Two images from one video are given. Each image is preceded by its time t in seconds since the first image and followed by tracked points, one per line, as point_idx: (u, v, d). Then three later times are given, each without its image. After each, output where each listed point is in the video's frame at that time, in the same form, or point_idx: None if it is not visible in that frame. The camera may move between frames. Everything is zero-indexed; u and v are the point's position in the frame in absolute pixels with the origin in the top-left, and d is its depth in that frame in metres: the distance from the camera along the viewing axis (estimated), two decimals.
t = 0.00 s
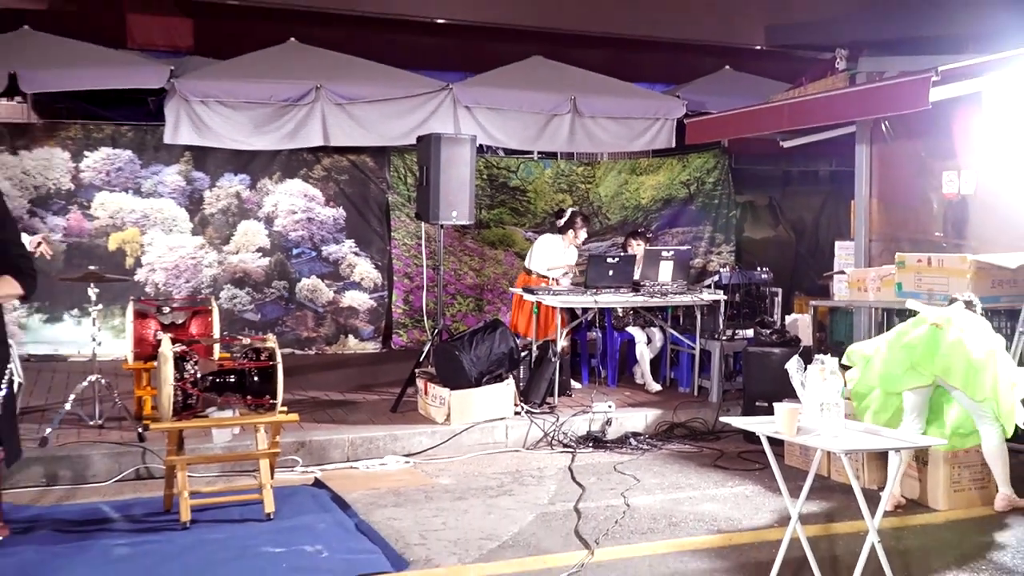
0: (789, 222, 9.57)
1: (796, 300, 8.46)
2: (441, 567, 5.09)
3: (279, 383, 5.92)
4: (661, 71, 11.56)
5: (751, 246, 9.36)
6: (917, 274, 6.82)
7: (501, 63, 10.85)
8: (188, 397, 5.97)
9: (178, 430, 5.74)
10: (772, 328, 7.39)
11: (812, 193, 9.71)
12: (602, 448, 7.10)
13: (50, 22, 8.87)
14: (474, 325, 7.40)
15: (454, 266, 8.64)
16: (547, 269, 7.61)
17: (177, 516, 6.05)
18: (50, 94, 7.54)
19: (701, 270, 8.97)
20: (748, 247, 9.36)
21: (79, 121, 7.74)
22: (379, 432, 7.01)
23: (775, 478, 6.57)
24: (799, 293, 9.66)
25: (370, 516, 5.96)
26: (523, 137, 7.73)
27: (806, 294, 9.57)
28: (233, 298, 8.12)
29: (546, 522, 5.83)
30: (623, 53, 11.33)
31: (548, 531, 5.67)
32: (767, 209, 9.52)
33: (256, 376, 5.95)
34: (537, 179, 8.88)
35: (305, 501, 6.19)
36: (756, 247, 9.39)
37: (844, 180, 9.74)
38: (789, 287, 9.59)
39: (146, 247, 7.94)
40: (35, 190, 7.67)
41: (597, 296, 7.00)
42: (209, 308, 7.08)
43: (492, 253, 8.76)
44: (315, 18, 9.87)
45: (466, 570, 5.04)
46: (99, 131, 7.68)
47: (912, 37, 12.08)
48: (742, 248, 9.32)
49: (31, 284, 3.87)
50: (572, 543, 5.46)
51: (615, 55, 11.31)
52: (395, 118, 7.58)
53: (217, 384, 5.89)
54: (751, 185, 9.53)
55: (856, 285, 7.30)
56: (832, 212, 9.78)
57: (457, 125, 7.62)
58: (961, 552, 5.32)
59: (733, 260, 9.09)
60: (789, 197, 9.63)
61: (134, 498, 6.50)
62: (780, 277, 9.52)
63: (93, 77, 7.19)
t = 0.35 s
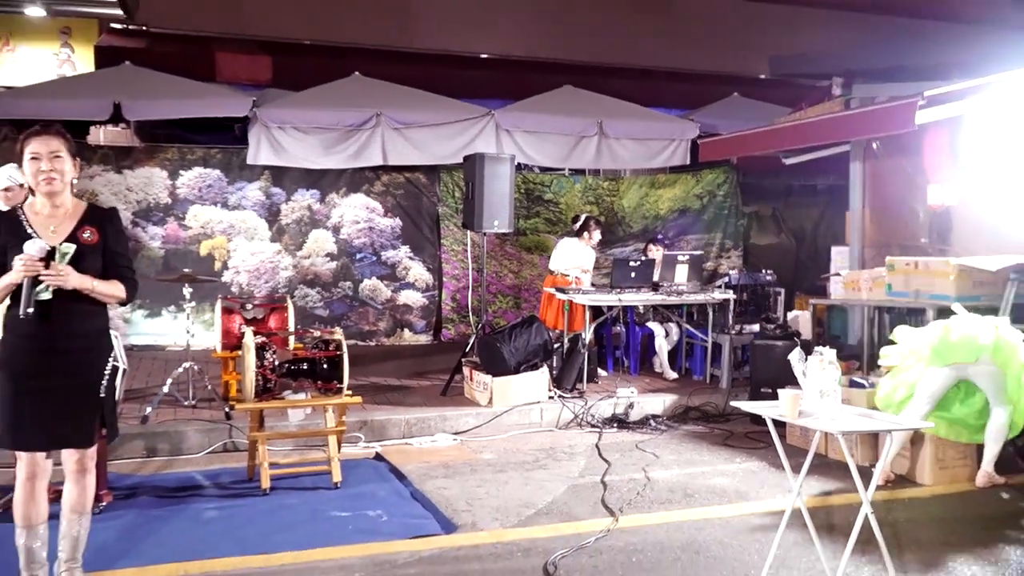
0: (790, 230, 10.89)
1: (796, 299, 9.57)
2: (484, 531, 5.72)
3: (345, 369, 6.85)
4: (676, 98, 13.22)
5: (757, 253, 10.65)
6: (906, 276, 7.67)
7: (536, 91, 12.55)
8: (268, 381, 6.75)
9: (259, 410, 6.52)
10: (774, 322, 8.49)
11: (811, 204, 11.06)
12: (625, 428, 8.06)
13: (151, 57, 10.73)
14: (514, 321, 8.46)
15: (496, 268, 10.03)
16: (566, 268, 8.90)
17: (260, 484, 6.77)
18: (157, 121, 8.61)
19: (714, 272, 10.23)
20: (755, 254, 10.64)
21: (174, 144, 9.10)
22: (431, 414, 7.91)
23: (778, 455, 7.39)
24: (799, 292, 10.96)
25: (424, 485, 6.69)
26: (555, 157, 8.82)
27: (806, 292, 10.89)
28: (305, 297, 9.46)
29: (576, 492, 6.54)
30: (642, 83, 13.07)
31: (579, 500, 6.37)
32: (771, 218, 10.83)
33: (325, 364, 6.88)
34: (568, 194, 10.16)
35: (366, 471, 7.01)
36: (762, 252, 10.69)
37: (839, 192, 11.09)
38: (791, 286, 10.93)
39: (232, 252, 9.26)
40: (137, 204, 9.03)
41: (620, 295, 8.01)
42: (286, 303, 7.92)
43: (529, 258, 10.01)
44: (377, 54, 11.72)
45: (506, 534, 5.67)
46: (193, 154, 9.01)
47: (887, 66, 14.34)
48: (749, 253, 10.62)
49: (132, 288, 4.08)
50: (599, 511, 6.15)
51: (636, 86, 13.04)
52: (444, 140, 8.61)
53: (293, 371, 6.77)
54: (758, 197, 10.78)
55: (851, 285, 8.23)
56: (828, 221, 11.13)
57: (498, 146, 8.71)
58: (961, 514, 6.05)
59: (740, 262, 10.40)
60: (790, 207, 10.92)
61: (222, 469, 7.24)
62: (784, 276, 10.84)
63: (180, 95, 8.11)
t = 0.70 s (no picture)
0: (821, 232, 11.29)
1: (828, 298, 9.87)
2: (526, 518, 5.72)
3: (395, 364, 6.95)
4: (709, 107, 13.68)
5: (789, 255, 11.06)
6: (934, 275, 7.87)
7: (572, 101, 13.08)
8: (323, 375, 6.88)
9: (315, 401, 6.77)
10: (803, 321, 8.87)
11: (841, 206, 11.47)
12: (661, 421, 8.38)
13: (214, 74, 11.61)
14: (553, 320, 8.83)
15: (537, 269, 10.69)
16: (608, 270, 9.24)
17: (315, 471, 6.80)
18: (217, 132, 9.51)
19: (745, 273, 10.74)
20: (786, 257, 11.06)
21: (237, 155, 9.96)
22: (475, 406, 8.23)
23: (809, 449, 7.51)
24: (830, 291, 11.32)
25: (469, 474, 6.78)
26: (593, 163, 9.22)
27: (837, 292, 11.25)
28: (357, 296, 10.36)
29: (614, 482, 6.56)
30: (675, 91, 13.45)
31: (615, 489, 6.39)
32: (803, 220, 11.23)
33: (377, 359, 6.97)
34: (605, 199, 10.74)
35: (414, 461, 7.11)
36: (793, 254, 11.11)
37: (870, 195, 11.47)
38: (822, 285, 11.31)
39: (289, 255, 10.21)
40: (204, 209, 9.91)
41: (655, 295, 8.38)
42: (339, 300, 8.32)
43: (567, 260, 10.59)
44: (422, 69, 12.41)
45: (546, 522, 5.66)
46: (254, 163, 9.88)
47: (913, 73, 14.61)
48: (782, 255, 11.03)
49: (201, 292, 4.50)
50: (635, 502, 6.11)
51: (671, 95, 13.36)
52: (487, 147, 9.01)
53: (345, 364, 6.88)
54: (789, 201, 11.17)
55: (879, 285, 8.46)
56: (859, 222, 11.51)
57: (538, 153, 9.13)
58: (997, 505, 5.87)
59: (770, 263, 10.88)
60: (821, 210, 11.29)
61: (280, 456, 7.29)
62: (815, 277, 11.23)
63: (236, 101, 8.45)
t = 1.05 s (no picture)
0: (903, 229, 10.94)
1: (911, 299, 9.59)
2: (596, 518, 5.69)
3: (465, 362, 7.00)
4: (786, 102, 13.33)
5: (870, 252, 10.73)
6: None
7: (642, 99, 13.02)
8: (395, 373, 6.91)
9: (388, 399, 6.80)
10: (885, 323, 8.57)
11: (924, 203, 11.08)
12: (734, 424, 8.22)
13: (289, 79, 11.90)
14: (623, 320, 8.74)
15: (608, 268, 10.67)
16: (686, 272, 9.11)
17: (386, 468, 6.88)
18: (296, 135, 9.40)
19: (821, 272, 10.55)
20: (867, 253, 10.68)
21: (312, 157, 10.33)
22: (544, 405, 8.23)
23: (890, 455, 7.27)
24: (912, 291, 10.96)
25: (539, 473, 6.77)
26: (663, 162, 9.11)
27: (920, 292, 10.88)
28: (427, 295, 10.59)
29: (686, 485, 6.48)
30: (748, 87, 13.21)
31: (687, 491, 6.30)
32: (884, 218, 10.88)
33: (448, 357, 7.01)
34: (677, 198, 10.78)
35: (485, 459, 7.14)
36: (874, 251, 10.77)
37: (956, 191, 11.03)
38: (905, 285, 10.94)
39: (361, 255, 10.48)
40: (280, 210, 10.30)
41: (728, 296, 8.21)
42: (410, 299, 8.45)
43: (637, 262, 10.51)
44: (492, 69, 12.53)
45: (617, 522, 5.62)
46: (327, 164, 10.25)
47: (1001, 64, 14.02)
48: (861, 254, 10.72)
49: (280, 293, 4.58)
50: (707, 505, 6.01)
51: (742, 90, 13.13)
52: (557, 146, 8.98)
53: (416, 362, 6.95)
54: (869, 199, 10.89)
55: (966, 286, 8.12)
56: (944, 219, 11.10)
57: (607, 152, 9.05)
58: None
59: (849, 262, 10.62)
60: (903, 208, 10.97)
61: (354, 452, 7.44)
62: (897, 276, 10.88)
63: (310, 104, 8.63)
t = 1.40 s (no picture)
0: (988, 221, 10.55)
1: (996, 294, 9.24)
2: (666, 514, 5.63)
3: (534, 355, 6.97)
4: (864, 90, 12.92)
5: (952, 245, 10.39)
6: None
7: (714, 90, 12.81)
8: (464, 365, 7.00)
9: (457, 391, 6.81)
10: (969, 319, 8.29)
11: (1011, 194, 10.67)
12: (808, 421, 8.04)
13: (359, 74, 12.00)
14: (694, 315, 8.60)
15: (678, 260, 10.76)
16: (762, 265, 8.98)
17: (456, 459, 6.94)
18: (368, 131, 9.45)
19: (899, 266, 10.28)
20: (950, 245, 10.35)
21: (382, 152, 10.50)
22: (613, 400, 8.17)
23: (974, 455, 7.01)
24: (998, 285, 10.56)
25: (608, 468, 6.73)
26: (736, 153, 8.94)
27: (1005, 286, 10.48)
28: (496, 288, 10.70)
29: (758, 482, 6.36)
30: (825, 76, 12.87)
31: (759, 489, 6.18)
32: (967, 210, 10.51)
33: (516, 350, 7.02)
34: (750, 190, 10.65)
35: (553, 452, 7.13)
36: (956, 244, 10.42)
37: None
38: (990, 279, 10.55)
39: (431, 249, 10.63)
40: (351, 205, 10.52)
41: (803, 290, 8.01)
42: (479, 292, 8.51)
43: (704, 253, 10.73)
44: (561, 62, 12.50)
45: (688, 518, 5.55)
46: (398, 159, 10.40)
47: None
48: (943, 247, 10.37)
49: (352, 283, 4.64)
50: (781, 503, 5.89)
51: (816, 79, 12.78)
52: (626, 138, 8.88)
53: (485, 355, 7.01)
54: (951, 191, 10.53)
55: None
56: None
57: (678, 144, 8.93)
58: None
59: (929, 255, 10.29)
60: (987, 199, 10.60)
61: (424, 443, 7.54)
62: (981, 270, 10.51)
63: (380, 99, 8.75)
